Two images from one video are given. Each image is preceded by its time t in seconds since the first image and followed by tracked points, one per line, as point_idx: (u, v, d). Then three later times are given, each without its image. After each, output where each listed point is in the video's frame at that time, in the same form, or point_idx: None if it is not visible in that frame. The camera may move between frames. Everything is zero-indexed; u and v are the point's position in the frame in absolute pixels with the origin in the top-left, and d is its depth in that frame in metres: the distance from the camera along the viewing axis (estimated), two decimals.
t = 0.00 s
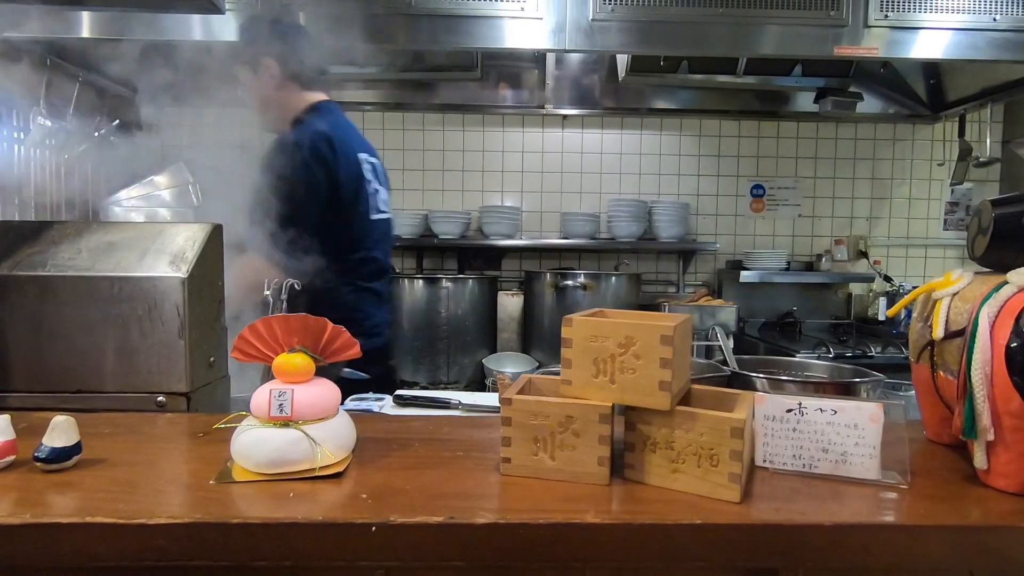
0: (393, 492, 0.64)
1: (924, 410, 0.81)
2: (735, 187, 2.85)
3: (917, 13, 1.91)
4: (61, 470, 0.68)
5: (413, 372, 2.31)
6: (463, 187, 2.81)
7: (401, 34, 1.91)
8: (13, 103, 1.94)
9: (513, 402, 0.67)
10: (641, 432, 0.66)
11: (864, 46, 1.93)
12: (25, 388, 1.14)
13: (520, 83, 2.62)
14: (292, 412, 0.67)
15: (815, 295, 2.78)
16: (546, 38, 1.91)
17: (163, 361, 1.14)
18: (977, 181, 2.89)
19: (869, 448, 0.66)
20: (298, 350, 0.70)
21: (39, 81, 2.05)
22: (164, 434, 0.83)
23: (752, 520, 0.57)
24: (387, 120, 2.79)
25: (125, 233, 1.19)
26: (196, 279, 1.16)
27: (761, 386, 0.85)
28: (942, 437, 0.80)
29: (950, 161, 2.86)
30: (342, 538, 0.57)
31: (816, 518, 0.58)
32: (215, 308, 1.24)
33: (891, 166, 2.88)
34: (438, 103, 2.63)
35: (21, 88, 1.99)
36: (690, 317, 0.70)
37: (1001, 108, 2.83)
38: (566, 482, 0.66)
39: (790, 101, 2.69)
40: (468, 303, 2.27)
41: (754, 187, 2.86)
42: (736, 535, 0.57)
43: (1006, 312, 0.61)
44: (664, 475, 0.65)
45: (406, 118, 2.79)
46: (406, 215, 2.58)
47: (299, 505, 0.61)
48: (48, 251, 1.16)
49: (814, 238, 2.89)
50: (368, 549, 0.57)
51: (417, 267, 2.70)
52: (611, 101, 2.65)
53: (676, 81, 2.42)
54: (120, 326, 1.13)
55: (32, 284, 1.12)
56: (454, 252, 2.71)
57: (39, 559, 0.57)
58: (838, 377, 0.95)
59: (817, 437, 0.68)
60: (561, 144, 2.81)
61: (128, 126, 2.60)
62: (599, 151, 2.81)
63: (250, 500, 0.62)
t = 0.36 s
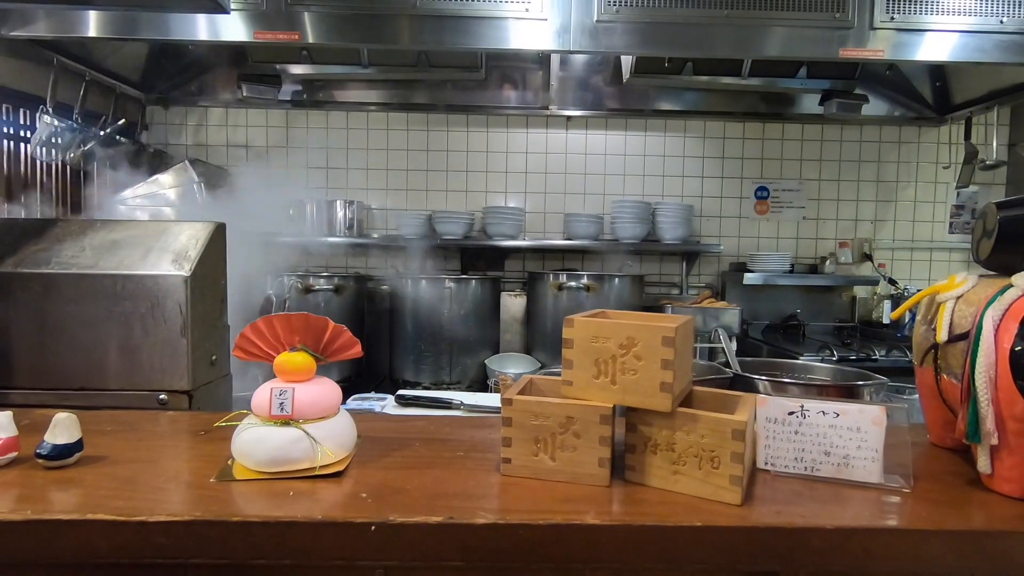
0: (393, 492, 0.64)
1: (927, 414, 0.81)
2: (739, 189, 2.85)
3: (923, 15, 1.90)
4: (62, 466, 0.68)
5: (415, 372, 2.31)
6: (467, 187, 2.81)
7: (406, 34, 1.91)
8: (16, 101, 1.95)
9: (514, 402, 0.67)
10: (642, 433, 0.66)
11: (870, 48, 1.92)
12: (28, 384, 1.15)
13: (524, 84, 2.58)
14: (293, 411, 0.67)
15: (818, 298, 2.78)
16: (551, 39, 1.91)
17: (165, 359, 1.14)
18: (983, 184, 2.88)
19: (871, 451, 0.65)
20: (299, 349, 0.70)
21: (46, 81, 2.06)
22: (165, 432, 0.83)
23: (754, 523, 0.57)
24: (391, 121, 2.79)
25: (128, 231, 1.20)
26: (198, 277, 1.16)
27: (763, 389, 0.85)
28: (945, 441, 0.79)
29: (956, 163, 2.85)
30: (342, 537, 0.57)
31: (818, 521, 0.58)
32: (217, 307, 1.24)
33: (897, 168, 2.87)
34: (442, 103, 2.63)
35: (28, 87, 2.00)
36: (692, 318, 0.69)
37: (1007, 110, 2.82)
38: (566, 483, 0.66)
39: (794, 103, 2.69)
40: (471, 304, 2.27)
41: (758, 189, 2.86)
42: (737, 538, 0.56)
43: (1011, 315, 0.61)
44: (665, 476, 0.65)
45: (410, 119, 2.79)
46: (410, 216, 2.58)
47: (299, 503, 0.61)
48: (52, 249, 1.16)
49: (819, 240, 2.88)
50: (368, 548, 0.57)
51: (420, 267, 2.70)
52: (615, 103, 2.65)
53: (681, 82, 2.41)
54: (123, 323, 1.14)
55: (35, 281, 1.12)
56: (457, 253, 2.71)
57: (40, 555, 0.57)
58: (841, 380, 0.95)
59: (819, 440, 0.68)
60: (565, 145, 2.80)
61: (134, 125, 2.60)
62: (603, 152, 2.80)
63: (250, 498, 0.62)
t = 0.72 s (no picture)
0: (396, 491, 0.64)
1: (933, 414, 0.80)
2: (743, 189, 2.84)
3: (929, 13, 1.89)
4: (67, 465, 0.69)
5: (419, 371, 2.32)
6: (471, 187, 2.82)
7: (409, 34, 1.91)
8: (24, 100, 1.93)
9: (517, 402, 0.67)
10: (645, 433, 0.65)
11: (874, 46, 1.92)
12: (33, 383, 1.15)
13: (527, 83, 2.56)
14: (297, 410, 0.67)
15: (822, 297, 2.77)
16: (554, 39, 1.91)
17: (169, 358, 1.14)
18: (988, 183, 2.86)
19: (877, 451, 0.65)
20: (303, 348, 0.70)
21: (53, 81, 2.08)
22: (169, 431, 0.83)
23: (758, 523, 0.57)
24: (395, 121, 2.79)
25: (133, 231, 1.20)
26: (202, 276, 1.17)
27: (768, 388, 0.84)
28: (951, 441, 0.79)
29: (962, 163, 2.84)
30: (345, 536, 0.57)
31: (823, 521, 0.57)
32: (221, 306, 1.25)
33: (901, 167, 2.85)
34: (446, 103, 2.63)
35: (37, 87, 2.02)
36: (695, 318, 0.69)
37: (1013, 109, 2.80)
38: (569, 483, 0.66)
39: (799, 102, 2.68)
40: (475, 304, 2.28)
41: (762, 188, 2.85)
42: (742, 538, 0.56)
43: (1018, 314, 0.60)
44: (669, 476, 0.65)
45: (414, 118, 2.79)
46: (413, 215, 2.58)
47: (303, 502, 0.61)
48: (56, 248, 1.17)
49: (823, 240, 2.87)
50: (370, 547, 0.57)
51: (423, 267, 2.70)
52: (619, 102, 2.65)
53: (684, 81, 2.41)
54: (127, 322, 1.14)
55: (40, 281, 1.13)
56: (461, 253, 2.71)
57: (45, 554, 0.57)
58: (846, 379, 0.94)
59: (824, 439, 0.67)
60: (569, 145, 2.80)
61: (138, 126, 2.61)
62: (607, 152, 2.80)
63: (253, 497, 0.62)
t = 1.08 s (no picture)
0: (396, 491, 0.64)
1: (932, 414, 0.80)
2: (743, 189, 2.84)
3: (929, 13, 1.90)
4: (68, 465, 0.69)
5: (418, 372, 2.31)
6: (471, 187, 2.81)
7: (409, 34, 1.91)
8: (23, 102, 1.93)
9: (516, 402, 0.67)
10: (645, 433, 0.66)
11: (875, 46, 1.91)
12: (33, 384, 1.15)
13: (529, 84, 2.64)
14: (296, 411, 0.67)
15: (822, 298, 2.77)
16: (554, 39, 1.91)
17: (169, 359, 1.15)
18: (989, 183, 2.86)
19: (876, 451, 0.65)
20: (303, 349, 0.71)
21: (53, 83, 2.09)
22: (169, 431, 0.83)
23: (758, 523, 0.57)
24: (396, 121, 2.79)
25: (133, 231, 1.20)
26: (203, 277, 1.17)
27: (767, 389, 0.84)
28: (950, 441, 0.79)
29: (962, 163, 2.84)
30: (345, 536, 0.57)
31: (822, 522, 0.57)
32: (222, 307, 1.25)
33: (902, 168, 2.85)
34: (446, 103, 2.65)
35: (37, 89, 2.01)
36: (695, 318, 0.69)
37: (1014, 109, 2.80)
38: (569, 482, 0.66)
39: (799, 102, 2.68)
40: (475, 305, 2.28)
41: (762, 188, 2.84)
42: (742, 538, 0.56)
43: (1017, 315, 0.60)
44: (668, 476, 0.65)
45: (414, 119, 2.79)
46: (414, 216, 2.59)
47: (303, 502, 0.61)
48: (56, 249, 1.17)
49: (824, 240, 2.87)
50: (370, 547, 0.57)
51: (424, 267, 2.70)
52: (619, 102, 2.65)
53: (684, 82, 2.42)
54: (128, 323, 1.14)
55: (41, 281, 1.13)
56: (461, 253, 2.71)
57: (45, 555, 0.57)
58: (845, 380, 0.94)
59: (823, 440, 0.67)
60: (570, 145, 2.80)
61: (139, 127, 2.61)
62: (607, 152, 2.80)
63: (253, 498, 0.62)
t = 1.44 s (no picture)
0: (393, 491, 0.64)
1: (929, 414, 0.81)
2: (742, 189, 2.84)
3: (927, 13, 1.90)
4: (64, 467, 0.69)
5: (417, 372, 2.31)
6: (469, 188, 2.82)
7: (408, 35, 1.92)
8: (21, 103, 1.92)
9: (514, 402, 0.67)
10: (642, 433, 0.66)
11: (873, 47, 1.92)
12: (30, 385, 1.15)
13: (526, 84, 2.65)
14: (293, 411, 0.67)
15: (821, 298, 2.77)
16: (553, 40, 1.92)
17: (167, 360, 1.15)
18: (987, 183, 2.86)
19: (872, 451, 0.65)
20: (300, 349, 0.70)
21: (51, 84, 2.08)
22: (166, 432, 0.83)
23: (755, 523, 0.57)
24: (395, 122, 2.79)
25: (131, 232, 1.20)
26: (200, 278, 1.17)
27: (765, 389, 0.84)
28: (948, 440, 0.79)
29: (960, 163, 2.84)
30: (342, 537, 0.57)
31: (820, 521, 0.57)
32: (219, 307, 1.25)
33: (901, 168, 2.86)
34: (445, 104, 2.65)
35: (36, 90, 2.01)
36: (692, 318, 0.69)
37: (1012, 109, 2.81)
38: (567, 482, 0.66)
39: (798, 102, 2.69)
40: (474, 306, 2.28)
41: (761, 188, 2.84)
42: (739, 538, 0.56)
43: (1013, 314, 0.60)
44: (666, 476, 0.65)
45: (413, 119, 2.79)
46: (413, 216, 2.59)
47: (300, 503, 0.61)
48: (54, 250, 1.17)
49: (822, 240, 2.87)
50: (368, 547, 0.57)
51: (422, 268, 2.70)
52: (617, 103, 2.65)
53: (683, 82, 2.43)
54: (125, 324, 1.14)
55: (38, 282, 1.13)
56: (459, 254, 2.71)
57: (41, 556, 0.57)
58: (842, 379, 0.94)
59: (820, 439, 0.67)
60: (568, 145, 2.80)
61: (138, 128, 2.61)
62: (606, 152, 2.80)
63: (250, 498, 0.62)
